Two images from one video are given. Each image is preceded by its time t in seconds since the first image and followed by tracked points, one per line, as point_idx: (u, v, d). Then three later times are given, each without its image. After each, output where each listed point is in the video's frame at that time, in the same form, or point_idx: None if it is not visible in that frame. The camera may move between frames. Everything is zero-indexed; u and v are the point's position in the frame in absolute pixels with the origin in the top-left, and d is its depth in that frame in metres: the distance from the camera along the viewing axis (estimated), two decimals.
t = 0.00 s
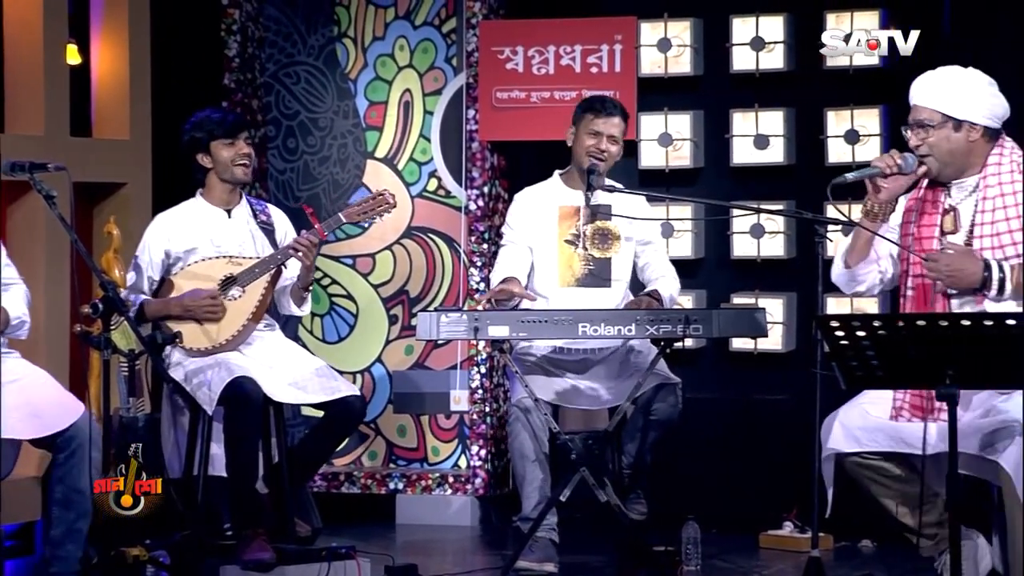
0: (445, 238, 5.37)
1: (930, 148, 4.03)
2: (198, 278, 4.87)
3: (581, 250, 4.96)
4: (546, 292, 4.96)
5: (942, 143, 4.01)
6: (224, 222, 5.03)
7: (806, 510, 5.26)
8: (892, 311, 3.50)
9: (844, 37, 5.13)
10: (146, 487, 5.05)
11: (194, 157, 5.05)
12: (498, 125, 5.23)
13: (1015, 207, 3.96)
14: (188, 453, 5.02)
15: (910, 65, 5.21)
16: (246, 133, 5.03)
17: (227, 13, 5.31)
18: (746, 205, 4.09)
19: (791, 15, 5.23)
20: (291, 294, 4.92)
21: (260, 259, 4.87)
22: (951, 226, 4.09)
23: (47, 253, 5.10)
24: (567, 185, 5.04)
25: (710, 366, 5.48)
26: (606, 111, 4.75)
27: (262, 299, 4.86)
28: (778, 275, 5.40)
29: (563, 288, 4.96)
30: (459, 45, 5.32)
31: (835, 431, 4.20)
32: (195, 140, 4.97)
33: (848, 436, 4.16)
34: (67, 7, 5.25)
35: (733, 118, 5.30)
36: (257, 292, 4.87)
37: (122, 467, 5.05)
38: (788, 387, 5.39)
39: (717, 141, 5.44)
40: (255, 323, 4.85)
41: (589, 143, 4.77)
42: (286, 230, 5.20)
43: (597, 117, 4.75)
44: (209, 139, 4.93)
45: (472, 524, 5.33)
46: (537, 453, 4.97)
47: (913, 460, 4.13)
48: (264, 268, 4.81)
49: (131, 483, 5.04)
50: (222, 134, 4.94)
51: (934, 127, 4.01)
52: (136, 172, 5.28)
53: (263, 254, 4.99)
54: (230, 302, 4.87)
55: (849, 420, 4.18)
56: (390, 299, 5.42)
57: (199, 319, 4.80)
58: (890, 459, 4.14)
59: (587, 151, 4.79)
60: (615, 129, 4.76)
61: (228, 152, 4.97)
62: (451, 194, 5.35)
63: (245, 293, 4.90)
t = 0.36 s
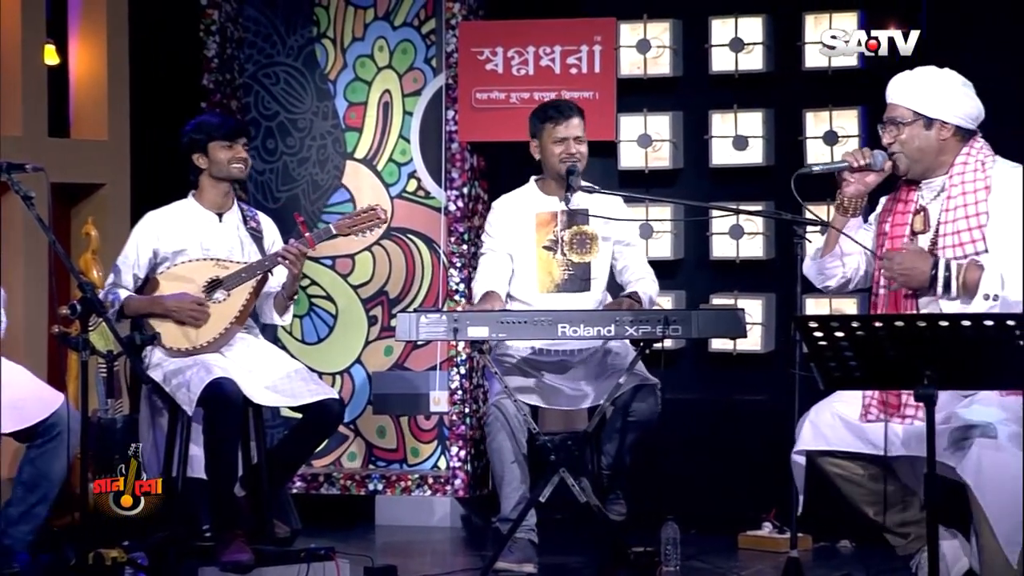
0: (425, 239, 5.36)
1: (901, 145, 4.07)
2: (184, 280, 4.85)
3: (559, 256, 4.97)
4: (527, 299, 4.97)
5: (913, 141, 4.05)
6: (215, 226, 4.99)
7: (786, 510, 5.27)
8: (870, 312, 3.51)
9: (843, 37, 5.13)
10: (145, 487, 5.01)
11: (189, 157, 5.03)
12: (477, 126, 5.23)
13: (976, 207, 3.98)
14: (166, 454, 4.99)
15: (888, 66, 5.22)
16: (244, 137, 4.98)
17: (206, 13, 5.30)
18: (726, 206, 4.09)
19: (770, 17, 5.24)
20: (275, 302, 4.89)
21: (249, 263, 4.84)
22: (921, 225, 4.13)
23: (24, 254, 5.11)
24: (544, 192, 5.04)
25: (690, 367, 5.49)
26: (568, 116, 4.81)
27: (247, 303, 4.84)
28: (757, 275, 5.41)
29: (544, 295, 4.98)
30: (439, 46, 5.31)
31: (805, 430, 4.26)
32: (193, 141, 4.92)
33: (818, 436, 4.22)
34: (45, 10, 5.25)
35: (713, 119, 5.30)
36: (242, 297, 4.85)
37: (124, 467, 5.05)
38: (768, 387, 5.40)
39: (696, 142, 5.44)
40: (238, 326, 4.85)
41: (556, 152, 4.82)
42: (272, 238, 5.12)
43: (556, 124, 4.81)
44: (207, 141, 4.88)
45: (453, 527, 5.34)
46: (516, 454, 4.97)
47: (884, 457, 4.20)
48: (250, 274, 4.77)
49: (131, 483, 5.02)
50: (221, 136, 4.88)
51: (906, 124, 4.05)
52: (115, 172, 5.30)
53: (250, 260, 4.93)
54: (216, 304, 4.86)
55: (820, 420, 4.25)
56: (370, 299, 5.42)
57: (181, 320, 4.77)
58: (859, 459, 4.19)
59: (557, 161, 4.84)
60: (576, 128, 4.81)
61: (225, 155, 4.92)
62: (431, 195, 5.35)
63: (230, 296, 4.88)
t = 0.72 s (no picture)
0: (402, 241, 5.36)
1: (876, 144, 4.10)
2: (159, 281, 4.83)
3: (543, 262, 4.97)
4: (508, 300, 4.96)
5: (887, 140, 4.08)
6: (185, 226, 4.99)
7: (761, 511, 5.27)
8: (847, 313, 3.52)
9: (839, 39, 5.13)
10: (144, 487, 4.88)
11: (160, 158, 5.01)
12: (453, 127, 5.23)
13: (944, 206, 3.99)
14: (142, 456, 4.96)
15: (864, 68, 5.24)
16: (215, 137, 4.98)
17: (183, 14, 5.29)
18: (701, 208, 4.10)
19: (746, 19, 5.26)
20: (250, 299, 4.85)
21: (222, 263, 4.82)
22: (893, 224, 4.13)
23: None
24: (532, 195, 5.05)
25: (667, 367, 5.49)
26: (548, 118, 4.80)
27: (221, 304, 4.83)
28: (734, 277, 5.42)
29: (527, 299, 4.96)
30: (416, 48, 5.31)
31: (776, 430, 4.26)
32: (165, 141, 4.90)
33: (790, 435, 4.21)
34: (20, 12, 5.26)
35: (690, 120, 5.31)
36: (216, 298, 4.83)
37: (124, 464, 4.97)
38: (744, 388, 5.42)
39: (673, 144, 5.44)
40: (213, 326, 4.84)
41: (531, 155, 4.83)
42: (245, 236, 5.13)
43: (535, 127, 4.81)
44: (180, 141, 4.86)
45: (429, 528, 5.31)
46: (493, 455, 4.97)
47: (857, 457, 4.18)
48: (224, 273, 4.76)
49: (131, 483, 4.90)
50: (194, 137, 4.87)
51: (881, 121, 4.07)
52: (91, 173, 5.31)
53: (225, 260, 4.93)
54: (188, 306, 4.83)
55: (791, 419, 4.25)
56: (347, 301, 5.41)
57: (155, 324, 4.75)
58: (828, 457, 4.21)
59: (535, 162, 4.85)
60: (554, 133, 4.78)
61: (198, 155, 4.88)
62: (408, 196, 5.35)
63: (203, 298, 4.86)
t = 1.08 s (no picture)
0: (378, 243, 5.36)
1: (849, 156, 4.10)
2: (128, 282, 4.83)
3: (517, 257, 4.98)
4: (481, 298, 4.96)
5: (859, 151, 4.08)
6: (150, 227, 4.99)
7: (736, 513, 5.28)
8: (820, 315, 3.53)
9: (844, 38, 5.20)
10: (145, 488, 4.78)
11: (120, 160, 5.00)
12: (429, 128, 5.22)
13: (922, 208, 3.99)
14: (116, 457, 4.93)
15: (834, 69, 5.27)
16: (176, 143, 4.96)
17: (157, 15, 5.28)
18: (677, 209, 4.11)
19: (721, 21, 5.26)
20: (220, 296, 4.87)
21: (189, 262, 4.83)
22: (871, 226, 4.14)
23: None
24: (504, 192, 5.06)
25: (642, 368, 5.50)
26: (538, 121, 4.78)
27: (192, 302, 4.82)
28: (709, 278, 5.43)
29: (500, 296, 4.97)
30: (391, 49, 5.32)
31: (751, 430, 4.26)
32: (122, 143, 4.88)
33: (764, 437, 4.21)
34: None
35: (665, 121, 5.31)
36: (187, 296, 4.82)
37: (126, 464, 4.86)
38: (719, 389, 5.43)
39: (648, 145, 5.45)
40: (184, 326, 4.82)
41: (516, 152, 4.82)
42: (211, 232, 5.15)
43: (524, 125, 4.80)
44: (138, 145, 4.86)
45: (405, 529, 5.32)
46: (468, 456, 4.98)
47: (833, 459, 4.19)
48: (192, 271, 4.78)
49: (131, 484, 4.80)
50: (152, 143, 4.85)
51: (847, 133, 4.07)
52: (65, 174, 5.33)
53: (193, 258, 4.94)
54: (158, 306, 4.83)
55: (766, 420, 4.25)
56: (322, 303, 5.41)
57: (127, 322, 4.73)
58: (805, 458, 4.20)
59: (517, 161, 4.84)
60: (543, 137, 4.80)
61: (157, 160, 4.89)
62: (384, 197, 5.34)
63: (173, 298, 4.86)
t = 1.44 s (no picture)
0: (353, 243, 5.35)
1: (830, 152, 4.10)
2: (100, 283, 4.82)
3: (492, 257, 4.98)
4: (457, 299, 4.97)
5: (840, 148, 4.08)
6: (123, 228, 4.98)
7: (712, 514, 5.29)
8: (794, 315, 3.53)
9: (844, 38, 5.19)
10: (147, 487, 4.68)
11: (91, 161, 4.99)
12: (405, 128, 5.23)
13: (907, 212, 4.01)
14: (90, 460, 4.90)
15: (834, 69, 5.25)
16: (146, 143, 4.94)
17: (131, 14, 5.27)
18: (653, 210, 4.12)
19: (696, 22, 5.27)
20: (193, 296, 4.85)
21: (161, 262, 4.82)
22: (852, 226, 4.14)
23: None
24: (478, 192, 5.05)
25: (617, 368, 5.51)
26: (510, 116, 4.81)
27: (166, 302, 4.80)
28: (685, 279, 5.44)
29: (475, 296, 4.97)
30: (367, 49, 5.31)
31: (727, 431, 4.26)
32: (93, 145, 4.87)
33: (742, 438, 4.20)
34: None
35: (640, 122, 5.31)
36: (159, 298, 4.81)
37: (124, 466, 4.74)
38: (694, 390, 5.44)
39: (623, 146, 5.46)
40: (157, 327, 4.81)
41: (491, 149, 4.82)
42: (185, 233, 5.14)
43: (495, 122, 4.82)
44: (108, 147, 4.85)
45: (380, 530, 5.30)
46: (444, 457, 4.96)
47: (808, 459, 4.22)
48: (164, 271, 4.76)
49: (131, 483, 4.69)
50: (121, 143, 4.84)
51: (829, 130, 4.08)
52: (40, 173, 5.34)
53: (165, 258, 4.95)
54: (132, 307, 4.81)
55: (743, 420, 4.24)
56: (298, 303, 5.39)
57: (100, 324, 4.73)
58: (781, 460, 4.22)
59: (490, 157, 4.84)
60: (515, 130, 4.82)
61: (128, 161, 4.88)
62: (359, 198, 5.34)
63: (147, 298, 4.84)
